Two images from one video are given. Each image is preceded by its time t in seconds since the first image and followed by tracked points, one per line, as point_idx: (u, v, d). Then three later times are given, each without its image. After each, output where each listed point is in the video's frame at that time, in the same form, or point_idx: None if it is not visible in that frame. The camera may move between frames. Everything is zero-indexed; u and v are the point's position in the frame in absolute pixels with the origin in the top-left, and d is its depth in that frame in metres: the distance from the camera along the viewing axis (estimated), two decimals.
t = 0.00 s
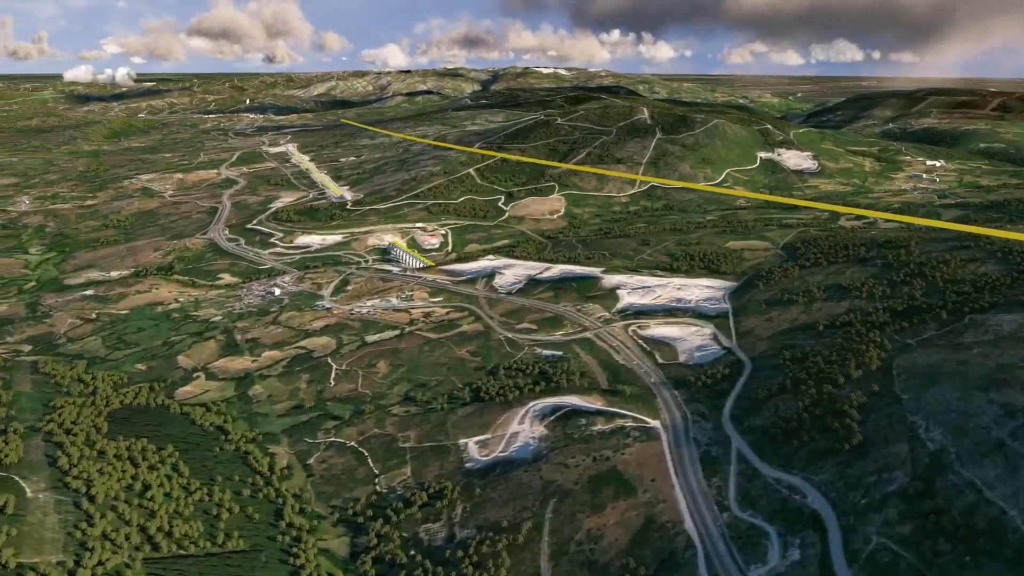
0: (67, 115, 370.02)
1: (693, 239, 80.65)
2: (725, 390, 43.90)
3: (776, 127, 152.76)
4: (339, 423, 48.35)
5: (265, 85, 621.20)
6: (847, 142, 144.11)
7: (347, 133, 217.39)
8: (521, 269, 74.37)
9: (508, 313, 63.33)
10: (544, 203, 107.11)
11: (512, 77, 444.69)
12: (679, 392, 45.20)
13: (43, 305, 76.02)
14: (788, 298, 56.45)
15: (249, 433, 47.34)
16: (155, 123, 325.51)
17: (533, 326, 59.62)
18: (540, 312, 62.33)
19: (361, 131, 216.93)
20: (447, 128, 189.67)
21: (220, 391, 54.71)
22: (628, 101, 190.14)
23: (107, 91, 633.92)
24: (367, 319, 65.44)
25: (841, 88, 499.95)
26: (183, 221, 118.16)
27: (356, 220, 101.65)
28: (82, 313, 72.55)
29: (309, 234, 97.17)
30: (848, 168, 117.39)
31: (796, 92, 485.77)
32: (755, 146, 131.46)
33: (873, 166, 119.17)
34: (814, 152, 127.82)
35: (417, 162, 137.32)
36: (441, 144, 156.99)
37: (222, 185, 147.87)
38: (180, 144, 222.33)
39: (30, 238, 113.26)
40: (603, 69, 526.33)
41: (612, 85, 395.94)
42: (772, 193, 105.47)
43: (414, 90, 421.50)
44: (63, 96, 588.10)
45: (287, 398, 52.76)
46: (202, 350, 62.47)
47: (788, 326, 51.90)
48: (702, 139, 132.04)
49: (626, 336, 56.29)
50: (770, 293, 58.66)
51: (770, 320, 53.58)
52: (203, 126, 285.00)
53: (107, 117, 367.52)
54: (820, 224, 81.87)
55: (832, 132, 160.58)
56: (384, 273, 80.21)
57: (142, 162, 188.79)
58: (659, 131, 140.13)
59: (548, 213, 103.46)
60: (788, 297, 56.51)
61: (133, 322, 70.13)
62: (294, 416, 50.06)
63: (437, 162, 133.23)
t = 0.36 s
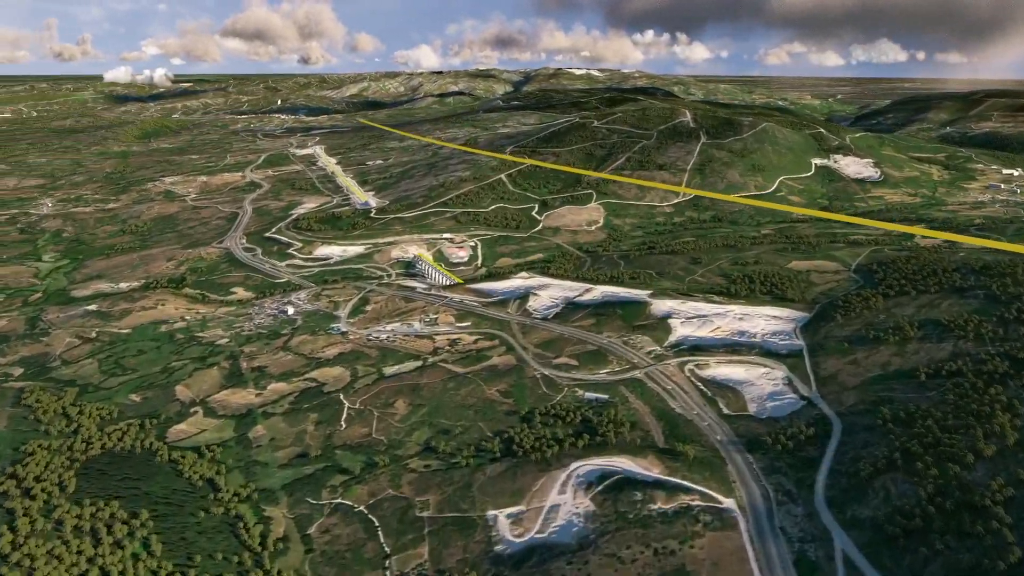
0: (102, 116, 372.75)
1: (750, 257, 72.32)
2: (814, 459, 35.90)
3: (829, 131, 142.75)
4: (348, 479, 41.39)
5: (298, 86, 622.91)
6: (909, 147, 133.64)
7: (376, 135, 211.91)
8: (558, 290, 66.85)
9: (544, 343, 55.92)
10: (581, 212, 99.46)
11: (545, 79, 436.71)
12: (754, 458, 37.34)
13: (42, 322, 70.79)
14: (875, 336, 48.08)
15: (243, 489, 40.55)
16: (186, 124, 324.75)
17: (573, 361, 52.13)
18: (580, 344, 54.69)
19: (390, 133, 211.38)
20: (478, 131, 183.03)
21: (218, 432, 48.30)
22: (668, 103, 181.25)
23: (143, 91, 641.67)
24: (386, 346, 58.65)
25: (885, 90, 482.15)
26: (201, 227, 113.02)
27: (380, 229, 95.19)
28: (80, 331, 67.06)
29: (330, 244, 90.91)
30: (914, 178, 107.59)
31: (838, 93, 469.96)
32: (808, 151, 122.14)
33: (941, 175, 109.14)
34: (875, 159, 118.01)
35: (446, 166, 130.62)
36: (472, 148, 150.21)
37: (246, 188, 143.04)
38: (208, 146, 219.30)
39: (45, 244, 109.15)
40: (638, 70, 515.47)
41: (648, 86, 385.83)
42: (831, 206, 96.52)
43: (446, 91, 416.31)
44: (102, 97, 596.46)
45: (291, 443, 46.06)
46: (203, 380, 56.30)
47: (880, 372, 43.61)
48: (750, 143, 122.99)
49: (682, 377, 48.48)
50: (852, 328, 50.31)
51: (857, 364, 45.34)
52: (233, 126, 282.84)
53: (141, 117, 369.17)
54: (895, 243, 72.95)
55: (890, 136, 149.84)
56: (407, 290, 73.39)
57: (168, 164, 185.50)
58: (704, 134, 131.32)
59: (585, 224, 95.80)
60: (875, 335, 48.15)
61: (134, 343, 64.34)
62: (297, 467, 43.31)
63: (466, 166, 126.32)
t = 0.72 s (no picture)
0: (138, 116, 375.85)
1: (816, 280, 63.68)
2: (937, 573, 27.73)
3: (888, 135, 132.32)
4: (344, 559, 34.15)
5: (331, 88, 623.84)
6: (977, 154, 122.76)
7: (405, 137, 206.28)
8: (595, 317, 59.10)
9: (581, 385, 48.23)
10: (620, 224, 91.54)
11: (578, 80, 428.14)
12: (856, 563, 29.24)
13: (34, 341, 65.43)
14: (988, 389, 39.30)
15: (218, 571, 33.59)
16: (217, 124, 323.90)
17: (616, 409, 44.33)
18: (624, 387, 46.85)
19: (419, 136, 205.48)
20: (509, 134, 175.90)
21: (202, 485, 41.68)
22: (710, 105, 171.95)
23: (180, 91, 649.15)
24: (400, 381, 51.60)
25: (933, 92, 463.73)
26: (218, 234, 107.84)
27: (402, 240, 88.51)
28: (72, 353, 61.48)
29: (348, 257, 84.47)
30: (989, 189, 97.47)
31: (882, 96, 452.93)
32: (868, 158, 112.32)
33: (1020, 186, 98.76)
34: (942, 167, 107.76)
35: (475, 172, 123.69)
36: (502, 152, 143.16)
37: (268, 193, 137.94)
38: (236, 147, 216.20)
39: (57, 251, 104.89)
40: (673, 72, 505.26)
41: (685, 88, 375.31)
42: (899, 221, 87.15)
43: (478, 92, 411.26)
44: (140, 97, 605.37)
45: (283, 504, 39.14)
46: (193, 418, 49.69)
47: (1004, 440, 34.97)
48: (804, 148, 113.58)
49: (749, 434, 40.35)
50: (956, 378, 41.60)
51: (971, 427, 36.75)
52: (264, 128, 280.87)
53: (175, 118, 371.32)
54: (984, 267, 63.59)
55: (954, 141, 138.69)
56: (428, 312, 66.32)
57: (194, 166, 182.27)
58: (752, 138, 122.16)
59: (624, 237, 87.87)
60: (988, 388, 39.41)
61: (126, 369, 58.34)
62: (286, 539, 36.29)
63: (496, 172, 119.25)
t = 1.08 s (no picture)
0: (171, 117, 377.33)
1: (893, 312, 54.90)
2: None
3: (953, 141, 121.55)
4: None
5: (364, 89, 623.55)
6: None
7: (433, 140, 200.27)
8: (635, 353, 51.16)
9: (620, 441, 40.42)
10: (660, 239, 83.34)
11: (613, 81, 418.90)
12: None
13: (17, 364, 59.91)
14: None
15: None
16: (248, 125, 322.57)
17: (664, 477, 36.41)
18: (672, 448, 38.88)
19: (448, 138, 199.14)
20: (540, 137, 168.34)
21: (165, 561, 34.92)
22: (755, 108, 162.09)
23: (216, 92, 655.60)
24: (408, 428, 44.37)
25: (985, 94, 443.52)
26: (231, 242, 102.38)
27: (422, 253, 81.54)
28: (52, 380, 55.67)
29: (362, 272, 77.77)
30: None
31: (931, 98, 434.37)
32: (935, 166, 102.15)
33: None
34: (1021, 177, 97.24)
35: (503, 178, 116.42)
36: (533, 157, 135.56)
37: (289, 198, 132.59)
38: (262, 149, 212.61)
39: (65, 258, 100.42)
40: (710, 73, 492.08)
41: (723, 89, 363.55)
42: (978, 239, 77.41)
43: (510, 93, 404.67)
44: (177, 98, 612.47)
45: None
46: (170, 466, 43.17)
47: None
48: (863, 155, 103.90)
49: (834, 522, 32.11)
50: None
51: None
52: (293, 129, 277.78)
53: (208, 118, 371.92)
54: None
55: None
56: (446, 339, 59.09)
57: (218, 168, 178.45)
58: (803, 143, 112.73)
59: (665, 253, 79.75)
60: None
61: (107, 401, 52.24)
62: None
63: (526, 178, 111.83)
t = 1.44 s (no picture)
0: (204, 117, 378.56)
1: (988, 357, 46.08)
2: None
3: None
4: None
5: (397, 89, 622.54)
6: None
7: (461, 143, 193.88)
8: (678, 402, 43.12)
9: (661, 526, 32.47)
10: (703, 257, 74.90)
11: (649, 82, 407.89)
12: None
13: None
14: None
15: None
16: (278, 126, 321.06)
17: None
18: (727, 541, 30.81)
19: (476, 141, 192.65)
20: (572, 140, 160.60)
21: None
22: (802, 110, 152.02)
23: (251, 93, 661.45)
24: (405, 493, 37.03)
25: None
26: (242, 252, 96.81)
27: (439, 268, 74.45)
28: (19, 413, 49.78)
29: (372, 289, 70.93)
30: None
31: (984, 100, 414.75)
32: (1012, 177, 91.89)
33: None
34: None
35: (531, 185, 108.95)
36: (563, 162, 127.96)
37: (308, 203, 127.19)
38: (288, 151, 208.67)
39: (70, 266, 95.82)
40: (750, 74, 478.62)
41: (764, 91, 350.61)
42: None
43: (543, 95, 397.34)
44: (213, 98, 618.67)
45: None
46: (124, 532, 36.56)
47: None
48: (929, 163, 94.00)
49: None
50: None
51: None
52: (321, 130, 274.41)
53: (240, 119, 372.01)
54: None
55: None
56: (458, 375, 51.60)
57: (241, 170, 174.41)
58: (860, 149, 103.05)
59: (709, 273, 71.43)
60: None
61: (73, 441, 46.08)
62: None
63: (555, 186, 104.24)
